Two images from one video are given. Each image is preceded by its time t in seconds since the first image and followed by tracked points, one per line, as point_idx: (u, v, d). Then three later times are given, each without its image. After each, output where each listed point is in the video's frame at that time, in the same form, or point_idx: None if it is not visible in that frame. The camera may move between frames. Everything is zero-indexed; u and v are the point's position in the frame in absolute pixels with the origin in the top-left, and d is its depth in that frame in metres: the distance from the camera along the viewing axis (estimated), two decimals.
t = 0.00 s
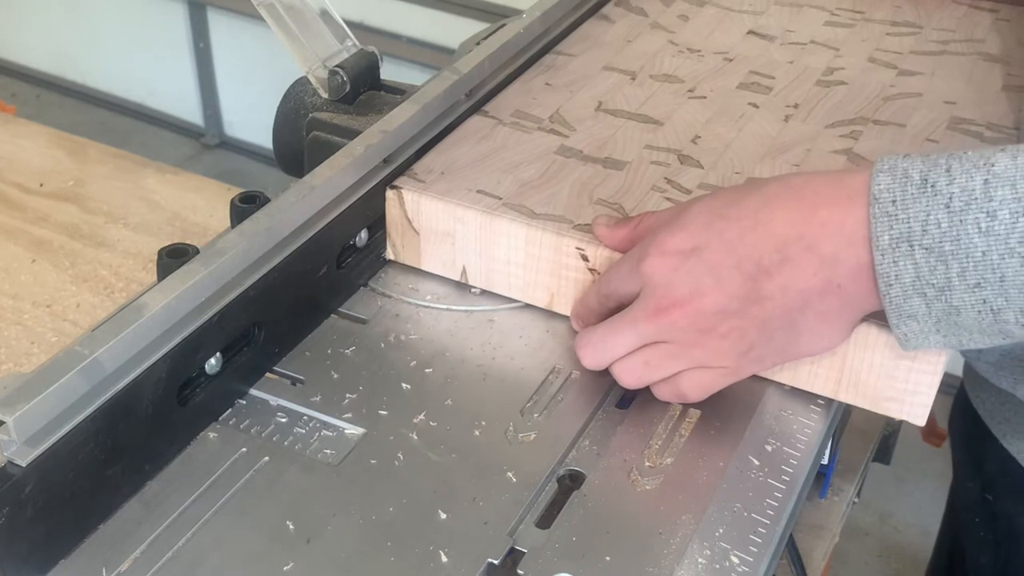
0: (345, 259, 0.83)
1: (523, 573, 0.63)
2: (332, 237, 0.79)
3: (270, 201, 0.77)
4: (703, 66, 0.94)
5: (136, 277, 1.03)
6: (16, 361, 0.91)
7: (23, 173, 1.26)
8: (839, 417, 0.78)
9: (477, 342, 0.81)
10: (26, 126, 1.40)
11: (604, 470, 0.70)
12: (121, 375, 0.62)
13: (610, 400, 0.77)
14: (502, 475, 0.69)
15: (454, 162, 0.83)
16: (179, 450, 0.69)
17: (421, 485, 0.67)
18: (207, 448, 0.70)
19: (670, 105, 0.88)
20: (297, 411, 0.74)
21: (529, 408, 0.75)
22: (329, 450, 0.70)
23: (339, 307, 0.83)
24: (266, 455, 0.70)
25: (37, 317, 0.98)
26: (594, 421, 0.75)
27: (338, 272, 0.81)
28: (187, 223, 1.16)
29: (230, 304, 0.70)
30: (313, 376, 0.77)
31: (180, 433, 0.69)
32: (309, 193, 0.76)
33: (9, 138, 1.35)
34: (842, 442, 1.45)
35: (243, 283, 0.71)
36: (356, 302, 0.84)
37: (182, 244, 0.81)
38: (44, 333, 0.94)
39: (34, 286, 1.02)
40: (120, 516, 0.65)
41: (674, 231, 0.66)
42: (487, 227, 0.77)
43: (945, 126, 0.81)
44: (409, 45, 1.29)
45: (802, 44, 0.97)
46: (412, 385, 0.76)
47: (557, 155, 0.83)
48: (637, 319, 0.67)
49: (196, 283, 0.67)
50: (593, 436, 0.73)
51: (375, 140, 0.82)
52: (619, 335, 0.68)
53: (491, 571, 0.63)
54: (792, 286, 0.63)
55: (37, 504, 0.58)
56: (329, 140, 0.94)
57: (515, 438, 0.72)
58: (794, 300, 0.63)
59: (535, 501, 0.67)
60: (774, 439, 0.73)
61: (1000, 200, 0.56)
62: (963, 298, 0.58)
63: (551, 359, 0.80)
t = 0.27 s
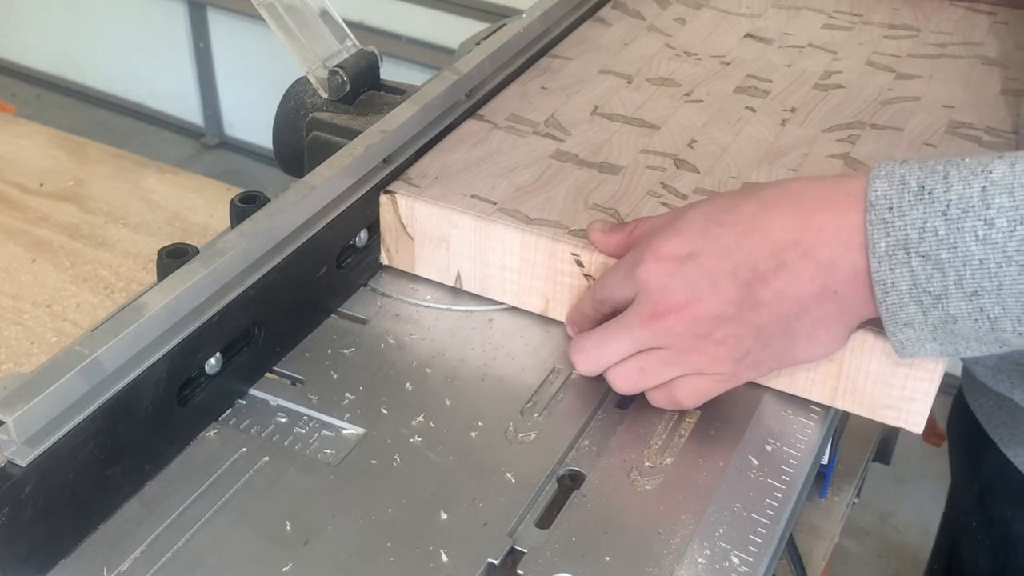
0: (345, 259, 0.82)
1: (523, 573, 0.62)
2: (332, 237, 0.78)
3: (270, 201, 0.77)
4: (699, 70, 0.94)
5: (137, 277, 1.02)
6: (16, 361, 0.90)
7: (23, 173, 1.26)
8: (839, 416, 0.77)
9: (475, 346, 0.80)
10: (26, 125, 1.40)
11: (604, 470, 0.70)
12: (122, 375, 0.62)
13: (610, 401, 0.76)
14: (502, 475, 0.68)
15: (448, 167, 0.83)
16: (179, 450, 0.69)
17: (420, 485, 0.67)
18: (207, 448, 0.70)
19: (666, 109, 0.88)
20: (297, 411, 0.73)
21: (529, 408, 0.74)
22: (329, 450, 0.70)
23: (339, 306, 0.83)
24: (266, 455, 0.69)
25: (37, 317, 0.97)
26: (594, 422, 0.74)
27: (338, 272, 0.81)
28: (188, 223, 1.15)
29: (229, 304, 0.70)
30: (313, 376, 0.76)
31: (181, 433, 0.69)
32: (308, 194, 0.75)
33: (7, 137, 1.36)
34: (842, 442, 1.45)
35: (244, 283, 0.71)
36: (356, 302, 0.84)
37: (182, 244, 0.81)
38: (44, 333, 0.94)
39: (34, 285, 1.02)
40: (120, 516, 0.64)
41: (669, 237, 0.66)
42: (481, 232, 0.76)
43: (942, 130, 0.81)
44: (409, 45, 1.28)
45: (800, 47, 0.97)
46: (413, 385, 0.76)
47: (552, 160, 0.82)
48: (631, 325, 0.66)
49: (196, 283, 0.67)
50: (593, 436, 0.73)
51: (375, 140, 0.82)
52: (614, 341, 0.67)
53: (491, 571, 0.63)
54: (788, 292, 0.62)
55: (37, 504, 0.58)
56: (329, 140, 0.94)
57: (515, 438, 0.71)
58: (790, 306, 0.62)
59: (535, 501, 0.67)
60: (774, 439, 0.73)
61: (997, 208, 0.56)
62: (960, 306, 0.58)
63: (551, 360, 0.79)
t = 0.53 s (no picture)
0: (345, 259, 0.82)
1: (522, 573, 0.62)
2: (332, 237, 0.78)
3: (270, 201, 0.76)
4: (694, 75, 0.93)
5: (137, 277, 1.01)
6: (16, 361, 0.89)
7: (23, 173, 1.22)
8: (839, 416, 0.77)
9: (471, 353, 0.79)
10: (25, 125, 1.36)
11: (604, 469, 0.69)
12: (122, 375, 0.62)
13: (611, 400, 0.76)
14: (501, 476, 0.68)
15: (441, 172, 0.82)
16: (179, 450, 0.69)
17: (420, 485, 0.67)
18: (207, 448, 0.69)
19: (661, 115, 0.87)
20: (298, 410, 0.73)
21: (529, 408, 0.74)
22: (329, 450, 0.69)
23: (340, 307, 0.83)
24: (266, 455, 0.69)
25: (37, 317, 0.95)
26: (594, 421, 0.74)
27: (338, 272, 0.80)
28: (187, 223, 1.14)
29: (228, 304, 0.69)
30: (313, 376, 0.76)
31: (181, 433, 0.68)
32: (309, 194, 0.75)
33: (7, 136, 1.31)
34: (842, 442, 1.44)
35: (244, 282, 0.71)
36: (356, 302, 0.83)
37: (182, 244, 0.81)
38: (44, 333, 0.92)
39: (34, 286, 1.00)
40: (120, 516, 0.64)
41: (662, 244, 0.65)
42: (474, 240, 0.75)
43: (940, 135, 0.81)
44: (409, 45, 1.28)
45: (796, 52, 0.96)
46: (413, 388, 0.75)
47: (547, 166, 0.82)
48: (624, 331, 0.65)
49: (196, 282, 0.66)
50: (592, 436, 0.72)
51: (375, 140, 0.81)
52: (608, 350, 0.65)
53: (491, 571, 0.62)
54: (782, 301, 0.62)
55: (37, 504, 0.57)
56: (329, 140, 0.93)
57: (515, 438, 0.71)
58: (785, 314, 0.62)
59: (535, 501, 0.67)
60: (774, 439, 0.72)
61: (994, 215, 0.55)
62: (957, 313, 0.57)
63: (551, 359, 0.79)
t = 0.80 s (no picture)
0: (345, 259, 0.81)
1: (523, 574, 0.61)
2: (331, 237, 0.77)
3: (269, 201, 0.75)
4: (690, 80, 0.92)
5: (137, 277, 1.00)
6: (16, 361, 0.89)
7: (23, 173, 1.20)
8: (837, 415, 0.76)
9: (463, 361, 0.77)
10: (25, 126, 1.33)
11: (604, 470, 0.69)
12: (122, 375, 0.61)
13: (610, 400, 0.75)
14: (501, 476, 0.67)
15: (433, 180, 0.81)
16: (179, 450, 0.68)
17: (420, 486, 0.66)
18: (207, 447, 0.69)
19: (656, 120, 0.86)
20: (299, 410, 0.72)
21: (528, 408, 0.73)
22: (329, 450, 0.69)
23: (339, 306, 0.82)
24: (265, 455, 0.68)
25: (37, 317, 0.95)
26: (594, 422, 0.73)
27: (338, 272, 0.80)
28: (188, 223, 1.13)
29: (229, 305, 0.68)
30: (313, 376, 0.75)
31: (181, 433, 0.68)
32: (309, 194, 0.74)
33: (7, 137, 1.28)
34: (842, 442, 1.44)
35: (245, 282, 0.70)
36: (356, 302, 0.82)
37: (182, 244, 0.80)
38: (44, 333, 0.92)
39: (34, 285, 0.99)
40: (120, 516, 0.63)
41: (656, 253, 0.64)
42: (466, 247, 0.75)
43: (937, 141, 0.80)
44: (409, 45, 1.31)
45: (793, 56, 0.96)
46: (410, 389, 0.74)
47: (540, 172, 0.81)
48: (617, 341, 0.65)
49: (196, 282, 0.66)
50: (592, 436, 0.72)
51: (375, 140, 0.81)
52: (602, 359, 0.65)
53: (491, 571, 0.62)
54: (776, 310, 0.61)
55: (36, 503, 0.57)
56: (329, 140, 0.93)
57: (515, 438, 0.70)
58: (779, 323, 0.61)
59: (535, 501, 0.66)
60: (775, 439, 0.72)
61: (991, 222, 0.54)
62: (954, 322, 0.56)
63: (551, 359, 0.78)
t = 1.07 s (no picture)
0: (344, 260, 0.80)
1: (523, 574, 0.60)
2: (332, 236, 0.76)
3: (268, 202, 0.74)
4: (686, 87, 0.91)
5: (137, 277, 0.99)
6: (15, 361, 0.88)
7: (23, 173, 1.19)
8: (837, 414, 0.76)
9: (455, 373, 0.75)
10: (27, 125, 1.33)
11: (605, 469, 0.68)
12: (122, 374, 0.60)
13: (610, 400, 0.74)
14: (502, 477, 0.66)
15: (422, 189, 0.79)
16: (179, 450, 0.67)
17: (420, 485, 0.65)
18: (207, 447, 0.68)
19: (649, 127, 0.85)
20: (299, 410, 0.71)
21: (528, 408, 0.72)
22: (330, 450, 0.68)
23: (339, 307, 0.81)
24: (266, 455, 0.67)
25: (37, 317, 0.94)
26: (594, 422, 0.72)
27: (338, 272, 0.79)
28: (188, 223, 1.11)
29: (228, 305, 0.67)
30: (314, 377, 0.74)
31: (181, 433, 0.67)
32: (308, 194, 0.73)
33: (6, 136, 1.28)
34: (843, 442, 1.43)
35: (244, 282, 0.69)
36: (356, 302, 0.82)
37: (182, 244, 0.80)
38: (44, 333, 0.91)
39: (34, 285, 0.98)
40: (120, 516, 0.62)
41: (645, 265, 0.62)
42: (456, 257, 0.73)
43: (935, 148, 0.79)
44: (409, 45, 1.28)
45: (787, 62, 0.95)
46: (407, 390, 0.74)
47: (531, 180, 0.79)
48: (607, 354, 0.62)
49: (196, 282, 0.65)
50: (592, 437, 0.71)
51: (375, 140, 0.80)
52: (591, 372, 0.64)
53: (491, 572, 0.61)
54: (768, 322, 0.59)
55: (37, 503, 0.56)
56: (329, 140, 0.92)
57: (515, 438, 0.70)
58: (772, 336, 0.59)
59: (535, 501, 0.65)
60: (775, 438, 0.71)
61: (987, 234, 0.53)
62: (950, 335, 0.54)
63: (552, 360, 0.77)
